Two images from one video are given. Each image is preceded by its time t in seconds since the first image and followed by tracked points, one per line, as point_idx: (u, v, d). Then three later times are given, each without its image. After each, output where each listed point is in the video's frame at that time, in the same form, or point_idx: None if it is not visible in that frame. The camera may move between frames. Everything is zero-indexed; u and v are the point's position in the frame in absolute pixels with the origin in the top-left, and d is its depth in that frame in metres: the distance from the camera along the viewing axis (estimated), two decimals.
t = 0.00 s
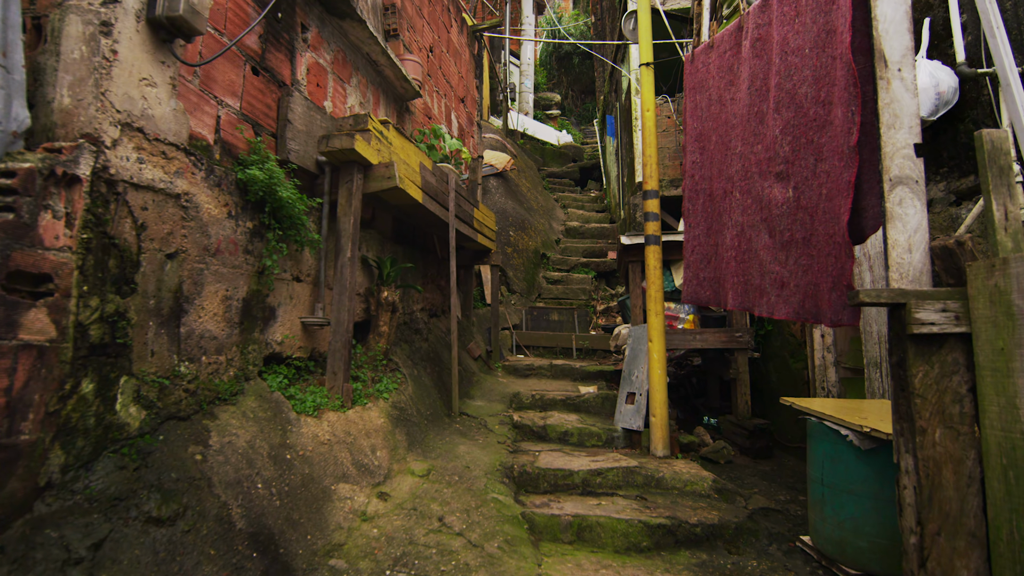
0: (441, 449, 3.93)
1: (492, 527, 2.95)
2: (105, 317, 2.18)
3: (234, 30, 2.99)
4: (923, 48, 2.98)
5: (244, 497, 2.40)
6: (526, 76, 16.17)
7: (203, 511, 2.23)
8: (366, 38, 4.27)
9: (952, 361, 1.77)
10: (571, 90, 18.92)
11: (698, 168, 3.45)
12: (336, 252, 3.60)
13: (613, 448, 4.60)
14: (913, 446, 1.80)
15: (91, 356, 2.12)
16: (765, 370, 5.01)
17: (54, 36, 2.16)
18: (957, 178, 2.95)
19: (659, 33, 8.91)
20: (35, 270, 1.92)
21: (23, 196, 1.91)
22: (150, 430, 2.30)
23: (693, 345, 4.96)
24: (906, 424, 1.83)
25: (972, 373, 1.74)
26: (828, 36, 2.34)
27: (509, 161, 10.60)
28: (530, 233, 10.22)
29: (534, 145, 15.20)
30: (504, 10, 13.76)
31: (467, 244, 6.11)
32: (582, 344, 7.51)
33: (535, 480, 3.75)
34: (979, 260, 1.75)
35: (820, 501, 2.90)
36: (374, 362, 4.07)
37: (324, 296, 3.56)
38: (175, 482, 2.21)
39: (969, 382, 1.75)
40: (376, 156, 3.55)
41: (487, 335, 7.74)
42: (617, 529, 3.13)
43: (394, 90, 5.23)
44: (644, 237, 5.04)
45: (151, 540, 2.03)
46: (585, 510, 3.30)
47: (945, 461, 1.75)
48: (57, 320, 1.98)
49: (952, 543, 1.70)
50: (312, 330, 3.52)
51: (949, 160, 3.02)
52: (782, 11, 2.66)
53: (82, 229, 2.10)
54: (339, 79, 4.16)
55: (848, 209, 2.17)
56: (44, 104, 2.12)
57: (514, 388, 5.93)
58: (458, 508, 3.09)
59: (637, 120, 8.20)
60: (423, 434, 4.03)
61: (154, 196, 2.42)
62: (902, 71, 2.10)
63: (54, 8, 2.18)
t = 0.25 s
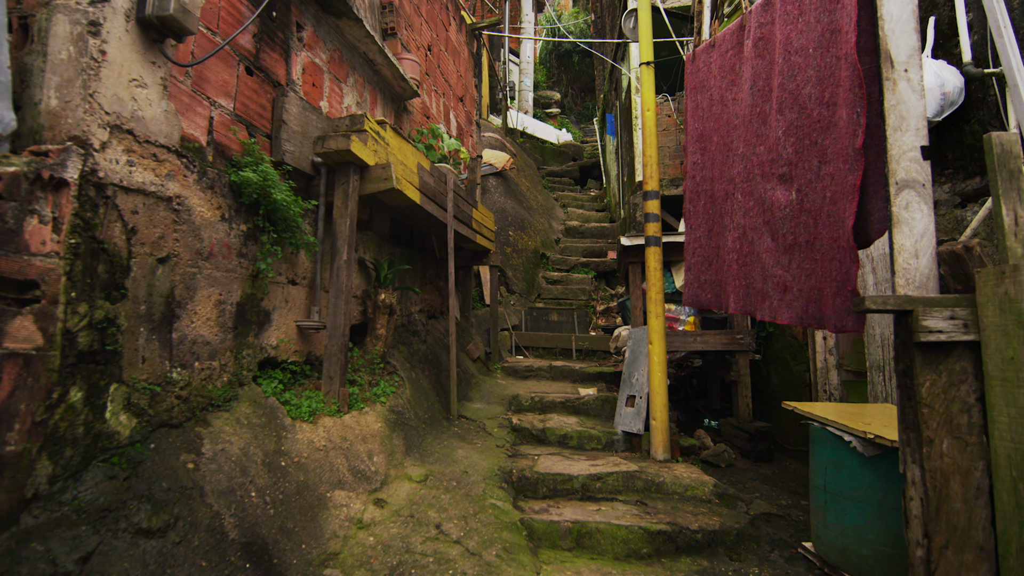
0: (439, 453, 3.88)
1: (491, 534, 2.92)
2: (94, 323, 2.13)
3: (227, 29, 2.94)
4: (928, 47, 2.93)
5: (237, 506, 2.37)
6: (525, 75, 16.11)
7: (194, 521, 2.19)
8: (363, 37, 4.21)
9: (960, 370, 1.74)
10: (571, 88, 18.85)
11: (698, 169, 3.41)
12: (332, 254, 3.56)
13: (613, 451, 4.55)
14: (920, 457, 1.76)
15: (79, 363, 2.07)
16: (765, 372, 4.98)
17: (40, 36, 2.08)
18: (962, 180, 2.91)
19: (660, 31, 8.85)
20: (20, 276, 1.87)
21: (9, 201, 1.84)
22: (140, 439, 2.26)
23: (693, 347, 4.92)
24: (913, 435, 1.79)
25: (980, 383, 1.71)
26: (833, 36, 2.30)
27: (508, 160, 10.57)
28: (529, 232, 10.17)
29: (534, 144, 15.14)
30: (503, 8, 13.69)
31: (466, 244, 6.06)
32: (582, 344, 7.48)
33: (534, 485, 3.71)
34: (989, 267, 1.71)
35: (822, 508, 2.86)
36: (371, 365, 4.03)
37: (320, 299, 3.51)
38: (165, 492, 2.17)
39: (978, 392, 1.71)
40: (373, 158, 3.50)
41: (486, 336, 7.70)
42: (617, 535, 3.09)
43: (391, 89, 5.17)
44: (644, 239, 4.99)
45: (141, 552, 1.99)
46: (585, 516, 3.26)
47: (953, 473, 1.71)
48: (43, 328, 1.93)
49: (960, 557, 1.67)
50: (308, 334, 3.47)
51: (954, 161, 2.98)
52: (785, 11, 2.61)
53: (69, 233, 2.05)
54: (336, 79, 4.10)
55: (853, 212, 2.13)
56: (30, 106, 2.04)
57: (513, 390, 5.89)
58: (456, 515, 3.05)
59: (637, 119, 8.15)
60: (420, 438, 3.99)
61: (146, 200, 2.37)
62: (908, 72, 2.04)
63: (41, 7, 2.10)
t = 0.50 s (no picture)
0: (437, 459, 3.84)
1: (489, 543, 2.87)
2: (82, 332, 2.08)
3: (220, 29, 2.88)
4: (934, 47, 2.86)
5: (229, 517, 2.32)
6: (526, 73, 16.04)
7: (185, 534, 2.14)
8: (360, 36, 4.16)
9: (971, 382, 1.69)
10: (571, 87, 18.76)
11: (699, 171, 3.35)
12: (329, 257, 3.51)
13: (614, 455, 4.51)
14: (930, 471, 1.72)
15: (66, 373, 2.03)
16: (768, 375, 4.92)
17: (26, 37, 2.05)
18: (969, 182, 2.85)
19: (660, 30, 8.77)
20: (3, 284, 1.82)
21: None
22: (130, 449, 2.21)
23: (695, 350, 4.87)
24: (923, 447, 1.75)
25: (992, 395, 1.66)
26: (838, 36, 2.24)
27: (508, 159, 10.60)
28: (529, 232, 10.12)
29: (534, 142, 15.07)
30: (503, 6, 13.62)
31: (466, 245, 6.01)
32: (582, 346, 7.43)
33: (533, 491, 3.66)
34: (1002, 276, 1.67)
35: (826, 516, 2.81)
36: (369, 369, 3.98)
37: (316, 303, 3.46)
38: (155, 504, 2.12)
39: (990, 405, 1.67)
40: (369, 159, 3.44)
41: (486, 337, 7.66)
42: (617, 543, 3.04)
43: (389, 89, 5.12)
44: (645, 240, 4.94)
45: (129, 567, 1.94)
46: (584, 524, 3.21)
47: (965, 488, 1.66)
48: (28, 336, 1.88)
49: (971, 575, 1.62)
50: (304, 338, 3.42)
51: (961, 163, 2.92)
52: (789, 9, 2.55)
53: (56, 239, 2.00)
54: (332, 79, 4.05)
55: (859, 217, 2.08)
56: (16, 109, 2.02)
57: (513, 392, 5.84)
58: (454, 524, 3.00)
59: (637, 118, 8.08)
60: (418, 443, 3.94)
61: (136, 204, 2.32)
62: (917, 73, 1.99)
63: (26, 7, 2.07)
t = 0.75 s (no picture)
0: (436, 465, 3.79)
1: (488, 553, 2.83)
2: (70, 340, 2.03)
3: (213, 29, 2.83)
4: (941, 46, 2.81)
5: (222, 529, 2.28)
6: (526, 72, 15.98)
7: (176, 547, 2.10)
8: (357, 36, 4.11)
9: (983, 393, 1.65)
10: (571, 86, 18.70)
11: (701, 172, 3.30)
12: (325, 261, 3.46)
13: (615, 460, 4.45)
14: (941, 485, 1.67)
15: (54, 383, 1.98)
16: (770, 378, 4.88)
17: (12, 38, 1.97)
18: (976, 184, 2.80)
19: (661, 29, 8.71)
20: None
21: None
22: (120, 459, 2.16)
23: (696, 353, 4.82)
24: (933, 459, 1.70)
25: (1005, 407, 1.62)
26: (844, 36, 2.19)
27: (507, 159, 10.53)
28: (530, 233, 10.07)
29: (534, 142, 15.01)
30: (503, 5, 13.57)
31: (465, 247, 5.96)
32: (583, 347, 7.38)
33: (533, 497, 3.62)
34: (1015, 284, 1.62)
35: (831, 525, 2.76)
36: (366, 373, 3.93)
37: (312, 307, 3.41)
38: (145, 516, 2.08)
39: (1002, 417, 1.62)
40: (366, 161, 3.39)
41: (486, 339, 7.61)
42: (618, 552, 2.99)
43: (387, 89, 5.07)
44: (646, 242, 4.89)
45: None
46: (585, 532, 3.16)
47: (976, 502, 1.62)
48: (14, 346, 1.84)
49: None
50: (300, 343, 3.38)
51: (967, 165, 2.87)
52: (793, 8, 2.50)
53: (43, 246, 1.95)
54: (328, 79, 4.00)
55: (865, 222, 2.03)
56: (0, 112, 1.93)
57: (513, 395, 5.79)
58: (452, 533, 2.96)
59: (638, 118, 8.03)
60: (417, 448, 3.90)
61: (127, 209, 2.28)
62: (925, 73, 1.93)
63: (12, 7, 1.98)
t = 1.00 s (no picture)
0: (435, 470, 3.75)
1: (487, 562, 2.79)
2: (60, 348, 1.99)
3: (207, 30, 2.79)
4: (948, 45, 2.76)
5: (216, 540, 2.24)
6: (526, 72, 15.93)
7: (168, 559, 2.06)
8: (355, 36, 4.06)
9: (995, 404, 1.61)
10: (572, 86, 18.63)
11: (704, 173, 3.25)
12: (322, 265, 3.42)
13: (616, 464, 4.41)
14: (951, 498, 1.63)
15: (44, 393, 1.93)
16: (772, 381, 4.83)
17: None
18: (983, 186, 2.75)
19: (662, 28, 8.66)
20: None
21: None
22: (112, 469, 2.12)
23: (698, 356, 4.77)
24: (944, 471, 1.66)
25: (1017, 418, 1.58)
26: (850, 35, 2.14)
27: (508, 160, 10.48)
28: (530, 233, 10.02)
29: (534, 142, 14.95)
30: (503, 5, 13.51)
31: (465, 248, 5.91)
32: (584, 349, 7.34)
33: (533, 503, 3.57)
34: None
35: (836, 533, 2.71)
36: (365, 377, 3.89)
37: (309, 311, 3.37)
38: (136, 528, 2.04)
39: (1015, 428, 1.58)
40: (364, 163, 3.35)
41: (486, 340, 7.56)
42: (619, 560, 2.95)
43: (386, 90, 5.02)
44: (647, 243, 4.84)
45: None
46: (586, 539, 3.12)
47: (989, 516, 1.57)
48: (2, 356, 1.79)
49: None
50: (297, 348, 3.33)
51: (975, 166, 2.82)
52: (797, 7, 2.45)
53: (31, 252, 1.91)
54: (326, 80, 3.95)
55: (872, 226, 1.98)
56: None
57: (513, 398, 5.75)
58: (451, 541, 2.91)
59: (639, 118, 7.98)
60: (416, 453, 3.86)
61: (119, 214, 2.23)
62: (935, 74, 1.88)
63: None
